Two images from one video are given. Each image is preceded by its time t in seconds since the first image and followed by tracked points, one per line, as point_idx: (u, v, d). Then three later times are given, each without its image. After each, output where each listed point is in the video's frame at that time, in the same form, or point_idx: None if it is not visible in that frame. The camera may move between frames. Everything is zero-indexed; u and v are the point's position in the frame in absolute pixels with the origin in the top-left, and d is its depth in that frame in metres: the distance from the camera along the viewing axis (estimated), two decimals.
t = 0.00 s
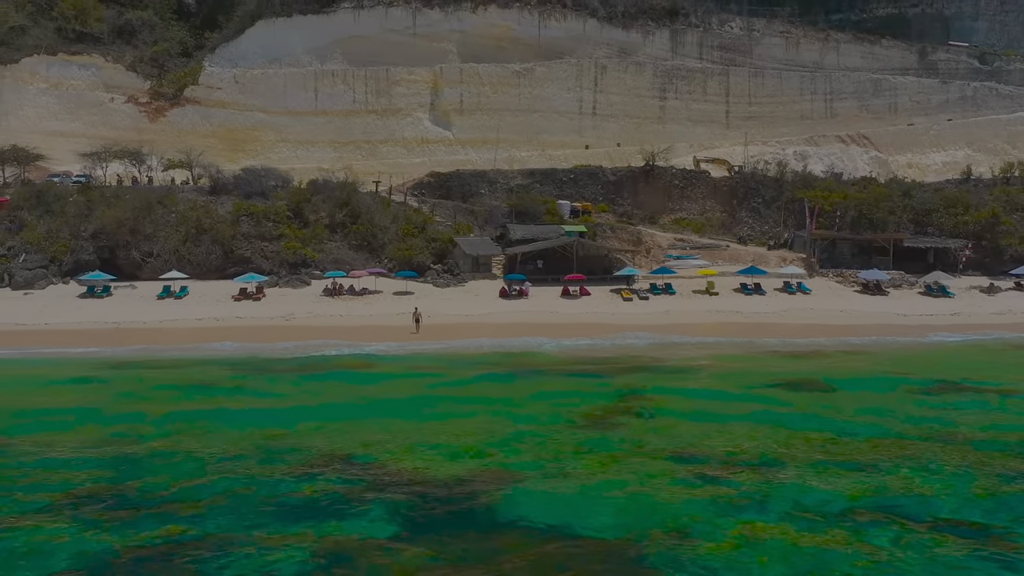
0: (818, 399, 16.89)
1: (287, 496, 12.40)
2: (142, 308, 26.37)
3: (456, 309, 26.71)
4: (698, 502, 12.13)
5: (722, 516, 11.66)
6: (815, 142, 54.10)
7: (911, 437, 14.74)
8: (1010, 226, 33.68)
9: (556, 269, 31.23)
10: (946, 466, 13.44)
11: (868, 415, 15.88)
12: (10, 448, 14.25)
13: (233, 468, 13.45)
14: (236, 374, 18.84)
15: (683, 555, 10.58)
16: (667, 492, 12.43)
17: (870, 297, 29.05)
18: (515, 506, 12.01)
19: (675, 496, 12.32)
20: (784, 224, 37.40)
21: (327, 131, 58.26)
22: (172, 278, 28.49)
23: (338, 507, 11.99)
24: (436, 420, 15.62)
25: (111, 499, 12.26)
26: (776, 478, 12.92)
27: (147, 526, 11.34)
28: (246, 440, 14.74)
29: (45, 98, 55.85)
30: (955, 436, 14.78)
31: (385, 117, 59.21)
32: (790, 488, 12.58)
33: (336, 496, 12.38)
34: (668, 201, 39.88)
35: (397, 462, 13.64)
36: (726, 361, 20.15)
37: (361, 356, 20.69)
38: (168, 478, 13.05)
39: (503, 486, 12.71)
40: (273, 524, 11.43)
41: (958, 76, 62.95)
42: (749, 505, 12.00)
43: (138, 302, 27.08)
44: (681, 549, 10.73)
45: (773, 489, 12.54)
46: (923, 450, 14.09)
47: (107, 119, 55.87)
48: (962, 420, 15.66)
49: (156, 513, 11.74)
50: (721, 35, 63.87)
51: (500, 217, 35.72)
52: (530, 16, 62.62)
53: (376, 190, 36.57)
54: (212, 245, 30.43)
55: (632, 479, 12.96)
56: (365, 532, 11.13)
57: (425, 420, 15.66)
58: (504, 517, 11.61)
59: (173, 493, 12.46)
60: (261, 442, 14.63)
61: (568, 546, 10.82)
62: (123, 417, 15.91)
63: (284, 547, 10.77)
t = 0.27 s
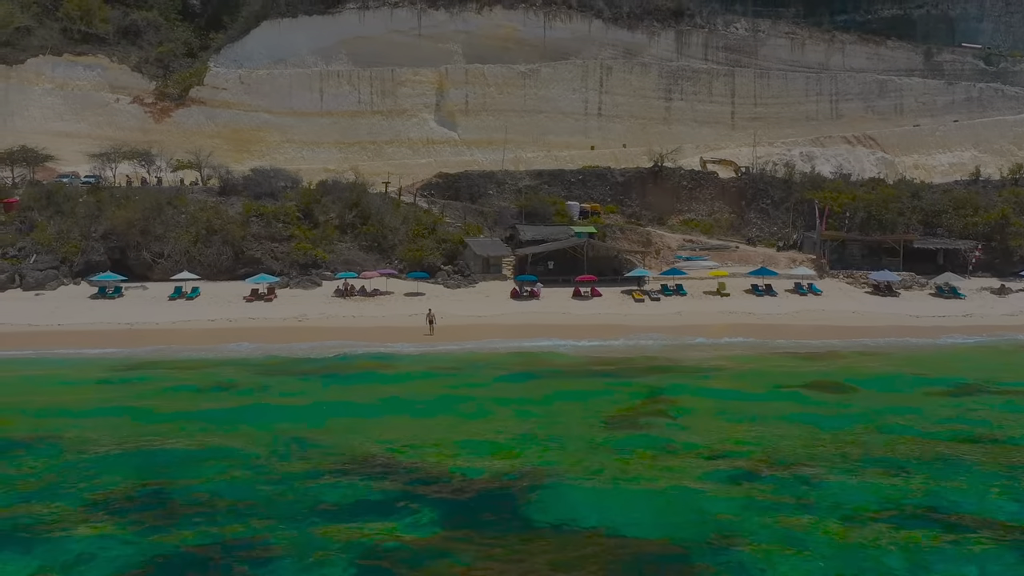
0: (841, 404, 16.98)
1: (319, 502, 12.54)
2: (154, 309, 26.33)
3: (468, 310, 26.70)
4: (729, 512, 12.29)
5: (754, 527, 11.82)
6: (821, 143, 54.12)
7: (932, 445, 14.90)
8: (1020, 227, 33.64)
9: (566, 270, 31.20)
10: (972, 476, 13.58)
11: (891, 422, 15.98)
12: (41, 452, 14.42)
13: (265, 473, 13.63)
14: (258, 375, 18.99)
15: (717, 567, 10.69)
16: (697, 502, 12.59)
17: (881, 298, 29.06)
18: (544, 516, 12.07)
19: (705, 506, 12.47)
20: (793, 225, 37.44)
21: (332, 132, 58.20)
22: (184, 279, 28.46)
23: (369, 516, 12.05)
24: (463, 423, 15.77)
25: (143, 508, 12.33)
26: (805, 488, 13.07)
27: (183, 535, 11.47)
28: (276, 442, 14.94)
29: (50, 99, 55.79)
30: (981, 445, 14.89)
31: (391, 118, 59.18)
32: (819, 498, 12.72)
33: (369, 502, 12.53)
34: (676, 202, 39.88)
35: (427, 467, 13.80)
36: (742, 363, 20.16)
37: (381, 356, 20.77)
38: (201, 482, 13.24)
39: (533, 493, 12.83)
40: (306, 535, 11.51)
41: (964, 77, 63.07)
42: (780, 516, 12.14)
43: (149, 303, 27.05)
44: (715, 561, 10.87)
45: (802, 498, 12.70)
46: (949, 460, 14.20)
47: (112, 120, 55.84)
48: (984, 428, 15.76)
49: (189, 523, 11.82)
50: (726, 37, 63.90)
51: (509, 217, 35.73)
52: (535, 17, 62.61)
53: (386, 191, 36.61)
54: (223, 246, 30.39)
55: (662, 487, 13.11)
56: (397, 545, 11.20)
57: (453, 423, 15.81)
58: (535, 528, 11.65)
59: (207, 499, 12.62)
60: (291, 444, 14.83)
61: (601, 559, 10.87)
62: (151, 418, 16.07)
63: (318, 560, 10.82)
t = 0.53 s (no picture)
0: (862, 405, 16.98)
1: (348, 502, 12.59)
2: (164, 310, 26.31)
3: (479, 311, 26.70)
4: (762, 509, 12.33)
5: (788, 523, 11.87)
6: (827, 144, 54.15)
7: (957, 443, 14.97)
8: None
9: (575, 272, 31.19)
10: (999, 475, 13.57)
11: (913, 422, 15.98)
12: (68, 450, 14.48)
13: (293, 471, 13.71)
14: (278, 374, 19.06)
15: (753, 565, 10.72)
16: (730, 500, 12.63)
17: (891, 299, 29.06)
18: (574, 516, 12.08)
19: (737, 503, 12.52)
20: (801, 226, 37.49)
21: (337, 132, 58.17)
22: (194, 280, 28.45)
23: (398, 517, 12.05)
24: (489, 421, 15.86)
25: (171, 508, 12.33)
26: (835, 486, 13.13)
27: (214, 535, 11.51)
28: (304, 439, 15.06)
29: (55, 99, 55.75)
30: (1005, 445, 14.88)
31: (395, 119, 59.14)
32: (851, 496, 12.78)
33: (397, 501, 12.58)
34: (684, 203, 39.87)
35: (454, 466, 13.86)
36: (758, 364, 20.16)
37: (398, 357, 20.78)
38: (230, 480, 13.32)
39: (563, 493, 12.87)
40: (337, 535, 11.52)
41: (969, 78, 63.19)
42: (813, 513, 12.20)
43: (160, 304, 27.03)
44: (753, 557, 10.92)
45: (834, 496, 12.75)
46: (975, 459, 14.20)
47: (116, 120, 55.83)
48: (1008, 429, 15.75)
49: (219, 522, 11.86)
50: (730, 37, 63.86)
51: (518, 218, 35.72)
52: (540, 18, 62.61)
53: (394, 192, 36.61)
54: (232, 247, 30.40)
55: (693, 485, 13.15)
56: (429, 545, 11.20)
57: (478, 421, 15.90)
58: (564, 529, 11.65)
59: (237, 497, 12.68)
60: (319, 441, 14.94)
61: (636, 560, 10.86)
62: (175, 416, 16.14)
63: (351, 560, 10.81)
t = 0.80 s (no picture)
0: (888, 407, 16.94)
1: (381, 501, 12.57)
2: (177, 311, 26.26)
3: (492, 312, 26.66)
4: (804, 509, 12.29)
5: (831, 523, 11.87)
6: (833, 145, 54.14)
7: (986, 444, 14.95)
8: None
9: (587, 273, 31.17)
10: None
11: (941, 423, 15.94)
12: (98, 449, 14.55)
13: (325, 470, 13.73)
14: (300, 375, 19.09)
15: (797, 563, 10.66)
16: (772, 500, 12.58)
17: (903, 300, 29.03)
18: (610, 518, 11.99)
19: (778, 504, 12.47)
20: (811, 227, 37.60)
21: (342, 133, 58.12)
22: (206, 281, 28.39)
23: (430, 516, 12.02)
24: (519, 422, 15.88)
25: (202, 509, 12.27)
26: (872, 485, 13.12)
27: (247, 534, 11.48)
28: (336, 438, 15.10)
29: (61, 100, 55.71)
30: None
31: (401, 120, 59.07)
32: (886, 496, 12.74)
33: (430, 501, 12.56)
34: (693, 204, 39.89)
35: (486, 465, 13.86)
36: (777, 366, 20.13)
37: (418, 358, 20.75)
38: (262, 479, 13.35)
39: (599, 493, 12.84)
40: (371, 534, 11.46)
41: (974, 79, 63.38)
42: (854, 513, 12.18)
43: (172, 305, 26.97)
44: (799, 556, 10.89)
45: (874, 496, 12.72)
46: (1007, 460, 14.15)
47: (122, 121, 55.81)
48: None
49: (255, 520, 11.88)
50: (736, 39, 63.90)
51: (528, 219, 35.70)
52: (545, 19, 62.65)
53: (405, 194, 36.61)
54: (244, 248, 30.35)
55: (734, 485, 13.10)
56: (463, 547, 11.13)
57: (507, 421, 15.95)
58: (598, 529, 11.61)
59: (270, 496, 12.68)
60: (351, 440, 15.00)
61: (673, 558, 10.82)
62: (203, 415, 16.20)
63: (387, 558, 10.77)
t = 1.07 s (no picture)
0: (913, 408, 16.91)
1: (418, 500, 12.58)
2: (190, 312, 26.26)
3: (505, 314, 26.64)
4: (843, 509, 12.30)
5: (870, 524, 11.87)
6: (840, 146, 54.12)
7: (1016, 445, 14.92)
8: None
9: (598, 274, 31.15)
10: None
11: (968, 424, 15.91)
12: (129, 447, 14.64)
13: (359, 469, 13.77)
14: (324, 375, 19.13)
15: (838, 563, 10.66)
16: (810, 500, 12.60)
17: (916, 302, 29.01)
18: (647, 518, 11.99)
19: (815, 504, 12.49)
20: (821, 228, 37.75)
21: (348, 134, 58.10)
22: (219, 282, 28.38)
23: (466, 515, 12.06)
24: (551, 421, 15.95)
25: (238, 510, 12.29)
26: (905, 486, 13.11)
27: (287, 533, 11.50)
28: (369, 437, 15.16)
29: (67, 100, 55.64)
30: None
31: (407, 121, 59.02)
32: (921, 497, 12.73)
33: (467, 500, 12.58)
34: (702, 205, 39.92)
35: (517, 465, 13.90)
36: (797, 367, 20.11)
37: (438, 360, 20.75)
38: (299, 478, 13.40)
39: (632, 493, 12.85)
40: (409, 533, 11.50)
41: (981, 80, 63.72)
42: (892, 512, 12.21)
43: (185, 306, 26.95)
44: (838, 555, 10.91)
45: (911, 497, 12.73)
46: None
47: (128, 122, 55.78)
48: None
49: (291, 519, 11.92)
50: (742, 40, 63.94)
51: (538, 221, 35.69)
52: (551, 20, 62.68)
53: (415, 195, 36.63)
54: (256, 248, 30.37)
55: (770, 485, 13.12)
56: (500, 546, 11.16)
57: (539, 420, 16.01)
58: (633, 529, 11.61)
59: (307, 496, 12.71)
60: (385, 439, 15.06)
61: (709, 558, 10.82)
62: (232, 414, 16.29)
63: (425, 557, 10.81)
